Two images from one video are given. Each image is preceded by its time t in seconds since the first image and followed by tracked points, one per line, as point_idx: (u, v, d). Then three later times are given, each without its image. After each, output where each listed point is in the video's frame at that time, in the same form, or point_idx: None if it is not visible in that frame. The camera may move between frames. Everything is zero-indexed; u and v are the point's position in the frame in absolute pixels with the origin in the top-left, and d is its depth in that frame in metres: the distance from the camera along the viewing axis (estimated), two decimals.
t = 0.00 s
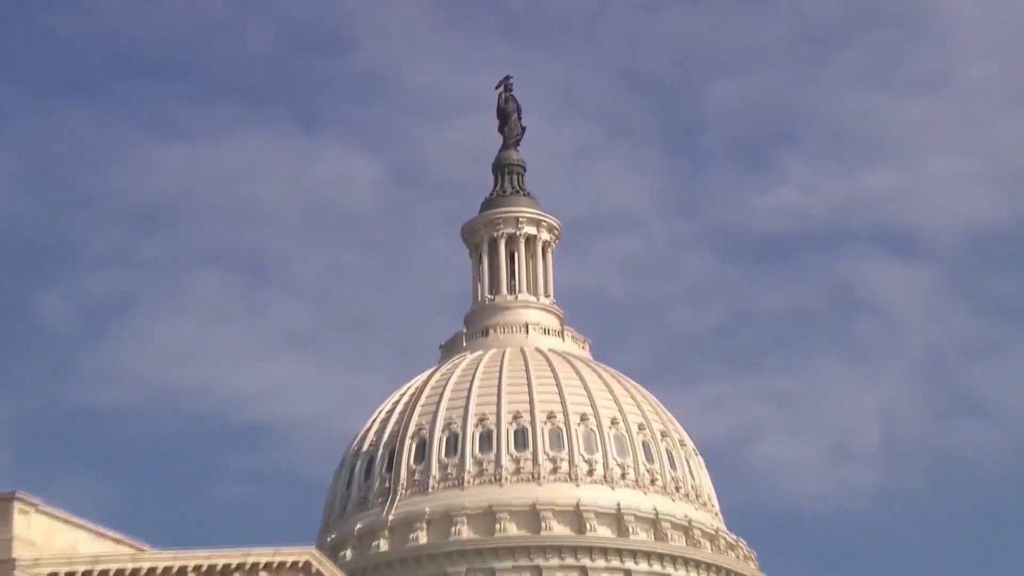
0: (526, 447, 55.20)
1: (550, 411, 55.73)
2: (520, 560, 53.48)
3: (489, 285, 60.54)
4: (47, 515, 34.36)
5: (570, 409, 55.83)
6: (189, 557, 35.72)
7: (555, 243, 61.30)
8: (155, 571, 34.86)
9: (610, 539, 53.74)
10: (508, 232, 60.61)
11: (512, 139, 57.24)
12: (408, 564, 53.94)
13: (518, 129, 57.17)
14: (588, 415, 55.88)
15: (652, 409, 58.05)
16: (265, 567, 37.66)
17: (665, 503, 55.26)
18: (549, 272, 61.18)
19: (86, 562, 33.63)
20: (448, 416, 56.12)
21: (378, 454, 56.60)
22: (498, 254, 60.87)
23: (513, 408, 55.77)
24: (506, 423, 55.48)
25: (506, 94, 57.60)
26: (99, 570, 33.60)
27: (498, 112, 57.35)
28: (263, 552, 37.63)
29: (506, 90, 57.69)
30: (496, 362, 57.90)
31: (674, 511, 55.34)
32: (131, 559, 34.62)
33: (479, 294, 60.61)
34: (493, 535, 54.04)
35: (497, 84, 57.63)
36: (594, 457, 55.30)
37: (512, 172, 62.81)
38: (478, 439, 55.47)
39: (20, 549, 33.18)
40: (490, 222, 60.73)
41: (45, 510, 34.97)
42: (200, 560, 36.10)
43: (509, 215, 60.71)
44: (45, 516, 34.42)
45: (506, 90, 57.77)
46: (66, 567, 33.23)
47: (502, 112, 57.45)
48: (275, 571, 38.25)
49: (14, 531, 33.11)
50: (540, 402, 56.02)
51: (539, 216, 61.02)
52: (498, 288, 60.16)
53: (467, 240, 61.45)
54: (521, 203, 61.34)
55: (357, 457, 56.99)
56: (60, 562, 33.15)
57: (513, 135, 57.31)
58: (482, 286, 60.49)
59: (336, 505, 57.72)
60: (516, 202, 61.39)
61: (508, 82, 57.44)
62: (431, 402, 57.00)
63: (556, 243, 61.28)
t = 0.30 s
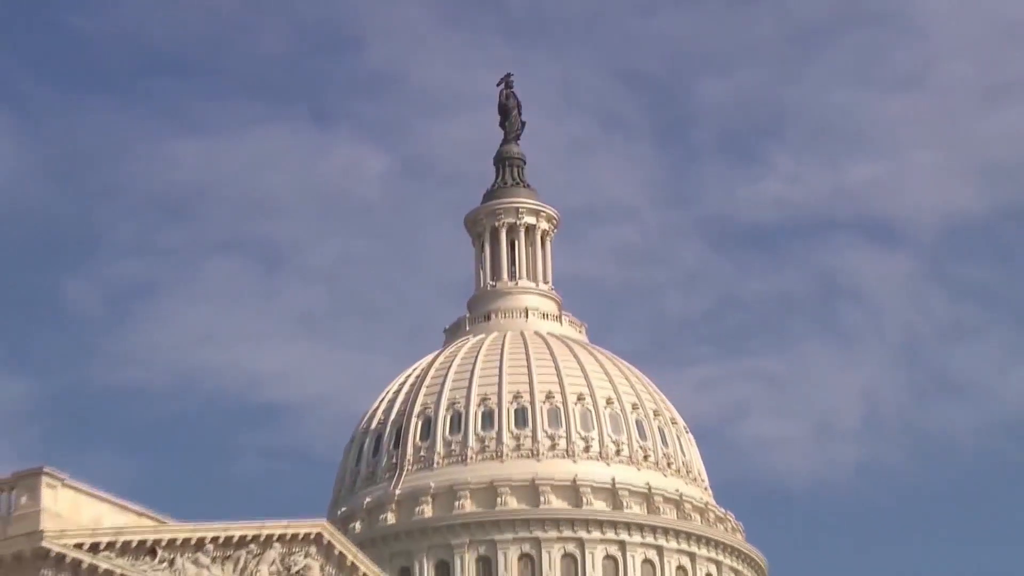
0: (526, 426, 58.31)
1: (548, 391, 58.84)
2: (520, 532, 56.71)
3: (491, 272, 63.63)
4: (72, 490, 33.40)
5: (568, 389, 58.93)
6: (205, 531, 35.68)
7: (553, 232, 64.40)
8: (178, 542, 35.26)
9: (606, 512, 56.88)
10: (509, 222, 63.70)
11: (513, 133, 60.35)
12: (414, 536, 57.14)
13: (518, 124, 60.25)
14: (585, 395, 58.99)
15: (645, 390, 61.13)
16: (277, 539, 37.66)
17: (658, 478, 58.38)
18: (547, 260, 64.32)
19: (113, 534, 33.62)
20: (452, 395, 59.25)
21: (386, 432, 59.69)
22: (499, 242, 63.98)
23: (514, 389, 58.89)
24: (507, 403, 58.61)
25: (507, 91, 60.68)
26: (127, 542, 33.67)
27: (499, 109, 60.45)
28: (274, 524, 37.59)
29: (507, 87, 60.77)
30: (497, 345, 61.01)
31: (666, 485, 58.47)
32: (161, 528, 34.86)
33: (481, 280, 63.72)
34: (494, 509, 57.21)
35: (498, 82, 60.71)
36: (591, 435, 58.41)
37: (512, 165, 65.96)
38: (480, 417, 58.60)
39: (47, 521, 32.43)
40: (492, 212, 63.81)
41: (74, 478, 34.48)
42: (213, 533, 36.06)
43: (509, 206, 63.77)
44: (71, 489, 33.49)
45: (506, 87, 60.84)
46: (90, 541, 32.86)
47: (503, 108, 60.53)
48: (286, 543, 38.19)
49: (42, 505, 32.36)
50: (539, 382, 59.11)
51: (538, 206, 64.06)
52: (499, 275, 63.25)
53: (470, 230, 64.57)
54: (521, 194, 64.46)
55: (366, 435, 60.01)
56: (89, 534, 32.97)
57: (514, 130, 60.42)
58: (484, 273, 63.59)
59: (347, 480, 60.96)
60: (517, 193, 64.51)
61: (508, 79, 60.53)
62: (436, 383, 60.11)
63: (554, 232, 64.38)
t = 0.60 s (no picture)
0: (527, 406, 61.51)
1: (548, 373, 62.06)
2: (521, 507, 59.96)
3: (494, 261, 66.87)
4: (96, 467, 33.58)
5: (567, 372, 62.16)
6: (222, 507, 36.03)
7: (553, 223, 67.67)
8: (197, 517, 35.37)
9: (602, 488, 60.11)
10: (511, 213, 66.93)
11: (515, 129, 63.59)
12: (421, 510, 60.43)
13: (519, 121, 63.46)
14: (583, 377, 62.24)
15: (641, 372, 64.38)
16: (292, 514, 38.91)
17: (652, 456, 61.61)
18: (547, 250, 67.59)
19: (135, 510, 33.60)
20: (457, 378, 62.48)
21: (395, 412, 62.94)
22: (502, 233, 67.22)
23: (516, 371, 62.13)
24: (509, 385, 61.86)
25: (509, 89, 63.93)
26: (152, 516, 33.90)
27: (502, 106, 63.67)
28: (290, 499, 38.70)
29: (509, 85, 64.01)
30: (500, 331, 64.25)
31: (659, 463, 61.72)
32: (183, 504, 35.08)
33: (484, 269, 66.96)
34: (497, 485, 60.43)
35: (501, 80, 63.92)
36: (588, 415, 61.61)
37: (513, 159, 69.20)
38: (484, 398, 61.83)
39: (74, 497, 32.58)
40: (495, 204, 67.05)
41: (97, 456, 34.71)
42: (232, 509, 36.50)
43: (511, 198, 67.01)
44: (97, 466, 33.76)
45: (508, 86, 64.06)
46: (115, 515, 32.80)
47: (506, 105, 63.76)
48: (301, 518, 39.10)
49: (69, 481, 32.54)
50: (540, 365, 62.33)
51: (539, 199, 67.30)
52: (501, 264, 66.48)
53: (473, 221, 67.79)
54: (522, 187, 67.72)
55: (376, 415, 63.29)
56: (115, 508, 32.86)
57: (516, 126, 63.66)
58: (487, 262, 66.83)
59: (357, 459, 64.26)
60: (518, 186, 67.78)
61: (511, 78, 63.76)
62: (442, 366, 63.34)
63: (553, 223, 67.64)
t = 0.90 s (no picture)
0: (528, 389, 64.90)
1: (547, 357, 65.47)
2: (522, 485, 63.34)
3: (496, 251, 70.26)
4: (122, 445, 33.72)
5: (565, 356, 65.57)
6: (241, 483, 36.24)
7: (552, 215, 71.08)
8: (216, 493, 35.66)
9: (598, 466, 63.50)
10: (512, 206, 70.32)
11: (516, 127, 66.92)
12: (427, 488, 63.83)
13: (521, 119, 66.82)
14: (581, 361, 65.67)
15: (636, 357, 67.84)
16: (306, 491, 39.21)
17: (645, 436, 65.02)
18: (546, 241, 70.99)
19: (157, 485, 33.61)
20: (462, 362, 65.92)
21: (402, 395, 66.43)
22: (504, 225, 70.58)
23: (517, 356, 65.54)
24: (510, 368, 65.29)
25: (511, 88, 67.26)
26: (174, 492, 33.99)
27: (504, 105, 67.01)
28: (305, 475, 39.00)
29: (510, 84, 67.35)
30: (502, 317, 67.67)
31: (652, 443, 65.14)
32: (200, 482, 34.98)
33: (487, 259, 70.36)
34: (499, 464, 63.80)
35: (502, 80, 67.24)
36: (585, 397, 65.04)
37: (514, 155, 72.51)
38: (486, 381, 65.26)
39: (99, 475, 32.71)
40: (497, 197, 70.44)
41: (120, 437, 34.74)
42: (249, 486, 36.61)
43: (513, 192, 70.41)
44: (120, 444, 33.68)
45: (510, 85, 67.38)
46: (139, 491, 33.00)
47: (507, 104, 67.10)
48: (314, 494, 39.83)
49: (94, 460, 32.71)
50: (539, 350, 65.74)
51: (538, 192, 70.70)
52: (503, 254, 69.89)
53: (476, 214, 71.16)
54: (523, 181, 71.11)
55: (385, 397, 66.78)
56: (138, 484, 32.96)
57: (517, 124, 66.99)
58: (490, 252, 70.23)
59: (367, 439, 67.81)
60: (519, 180, 71.17)
61: (512, 78, 67.10)
62: (447, 350, 66.79)
63: (552, 215, 71.05)
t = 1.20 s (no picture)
0: (528, 370, 68.37)
1: (547, 340, 68.98)
2: (522, 460, 66.76)
3: (498, 239, 73.81)
4: (142, 422, 34.14)
5: (563, 338, 69.10)
6: (254, 459, 36.81)
7: (551, 205, 74.63)
8: (232, 468, 36.30)
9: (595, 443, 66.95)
10: (513, 196, 73.85)
11: (517, 121, 70.40)
12: (432, 463, 67.28)
13: (521, 113, 70.29)
14: (578, 343, 69.20)
15: (630, 340, 71.45)
16: (317, 466, 39.63)
17: (640, 415, 68.54)
18: (546, 229, 74.53)
19: (177, 461, 34.27)
20: (465, 344, 69.47)
21: (409, 375, 70.01)
22: (505, 214, 74.07)
23: (517, 338, 69.06)
24: (511, 350, 68.81)
25: (512, 84, 70.74)
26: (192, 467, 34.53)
27: (505, 100, 70.48)
28: (316, 452, 39.35)
29: (512, 80, 70.83)
30: (503, 302, 71.20)
31: (646, 421, 68.67)
32: (216, 458, 35.63)
33: (489, 247, 73.88)
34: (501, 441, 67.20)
35: (504, 76, 70.72)
36: (582, 377, 68.57)
37: (515, 147, 76.00)
38: (488, 362, 68.79)
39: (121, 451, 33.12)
40: (499, 187, 73.99)
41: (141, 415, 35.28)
42: (262, 461, 37.15)
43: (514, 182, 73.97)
44: (142, 421, 34.15)
45: (511, 81, 70.85)
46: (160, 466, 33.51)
47: (509, 99, 70.58)
48: (323, 469, 40.19)
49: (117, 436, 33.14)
50: (539, 333, 69.25)
51: (538, 183, 74.26)
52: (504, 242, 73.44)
53: (479, 203, 74.67)
54: (524, 172, 74.65)
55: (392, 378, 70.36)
56: (159, 460, 33.49)
57: (517, 118, 70.47)
58: (492, 239, 73.79)
59: (375, 418, 71.50)
60: (520, 171, 74.71)
61: (513, 74, 70.59)
62: (451, 333, 70.35)
63: (551, 205, 74.61)
